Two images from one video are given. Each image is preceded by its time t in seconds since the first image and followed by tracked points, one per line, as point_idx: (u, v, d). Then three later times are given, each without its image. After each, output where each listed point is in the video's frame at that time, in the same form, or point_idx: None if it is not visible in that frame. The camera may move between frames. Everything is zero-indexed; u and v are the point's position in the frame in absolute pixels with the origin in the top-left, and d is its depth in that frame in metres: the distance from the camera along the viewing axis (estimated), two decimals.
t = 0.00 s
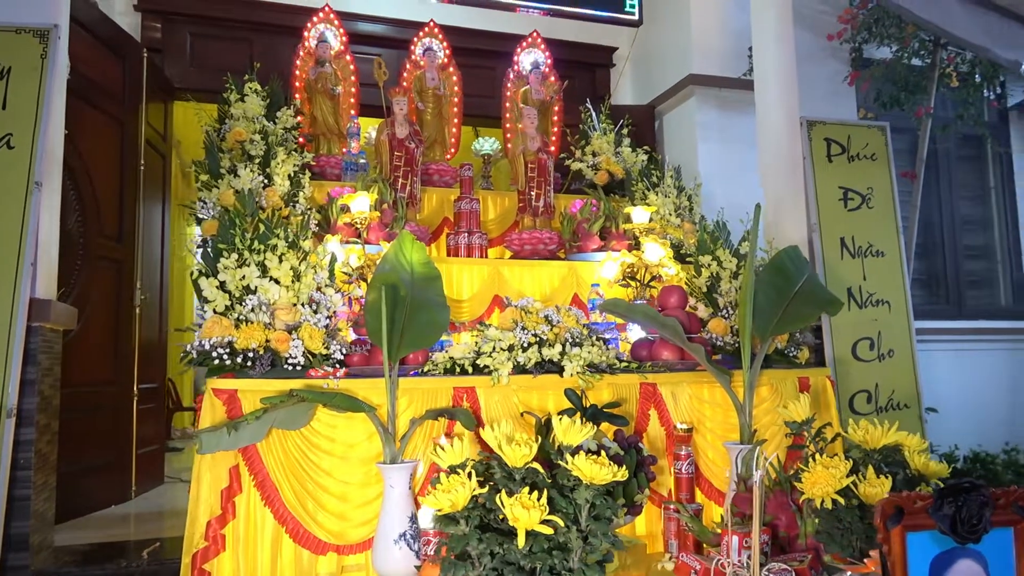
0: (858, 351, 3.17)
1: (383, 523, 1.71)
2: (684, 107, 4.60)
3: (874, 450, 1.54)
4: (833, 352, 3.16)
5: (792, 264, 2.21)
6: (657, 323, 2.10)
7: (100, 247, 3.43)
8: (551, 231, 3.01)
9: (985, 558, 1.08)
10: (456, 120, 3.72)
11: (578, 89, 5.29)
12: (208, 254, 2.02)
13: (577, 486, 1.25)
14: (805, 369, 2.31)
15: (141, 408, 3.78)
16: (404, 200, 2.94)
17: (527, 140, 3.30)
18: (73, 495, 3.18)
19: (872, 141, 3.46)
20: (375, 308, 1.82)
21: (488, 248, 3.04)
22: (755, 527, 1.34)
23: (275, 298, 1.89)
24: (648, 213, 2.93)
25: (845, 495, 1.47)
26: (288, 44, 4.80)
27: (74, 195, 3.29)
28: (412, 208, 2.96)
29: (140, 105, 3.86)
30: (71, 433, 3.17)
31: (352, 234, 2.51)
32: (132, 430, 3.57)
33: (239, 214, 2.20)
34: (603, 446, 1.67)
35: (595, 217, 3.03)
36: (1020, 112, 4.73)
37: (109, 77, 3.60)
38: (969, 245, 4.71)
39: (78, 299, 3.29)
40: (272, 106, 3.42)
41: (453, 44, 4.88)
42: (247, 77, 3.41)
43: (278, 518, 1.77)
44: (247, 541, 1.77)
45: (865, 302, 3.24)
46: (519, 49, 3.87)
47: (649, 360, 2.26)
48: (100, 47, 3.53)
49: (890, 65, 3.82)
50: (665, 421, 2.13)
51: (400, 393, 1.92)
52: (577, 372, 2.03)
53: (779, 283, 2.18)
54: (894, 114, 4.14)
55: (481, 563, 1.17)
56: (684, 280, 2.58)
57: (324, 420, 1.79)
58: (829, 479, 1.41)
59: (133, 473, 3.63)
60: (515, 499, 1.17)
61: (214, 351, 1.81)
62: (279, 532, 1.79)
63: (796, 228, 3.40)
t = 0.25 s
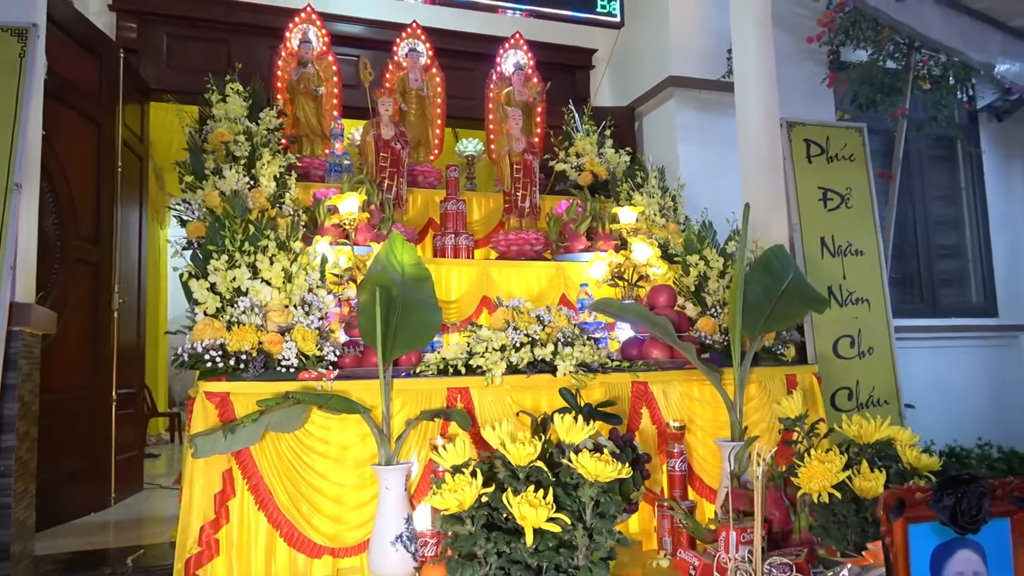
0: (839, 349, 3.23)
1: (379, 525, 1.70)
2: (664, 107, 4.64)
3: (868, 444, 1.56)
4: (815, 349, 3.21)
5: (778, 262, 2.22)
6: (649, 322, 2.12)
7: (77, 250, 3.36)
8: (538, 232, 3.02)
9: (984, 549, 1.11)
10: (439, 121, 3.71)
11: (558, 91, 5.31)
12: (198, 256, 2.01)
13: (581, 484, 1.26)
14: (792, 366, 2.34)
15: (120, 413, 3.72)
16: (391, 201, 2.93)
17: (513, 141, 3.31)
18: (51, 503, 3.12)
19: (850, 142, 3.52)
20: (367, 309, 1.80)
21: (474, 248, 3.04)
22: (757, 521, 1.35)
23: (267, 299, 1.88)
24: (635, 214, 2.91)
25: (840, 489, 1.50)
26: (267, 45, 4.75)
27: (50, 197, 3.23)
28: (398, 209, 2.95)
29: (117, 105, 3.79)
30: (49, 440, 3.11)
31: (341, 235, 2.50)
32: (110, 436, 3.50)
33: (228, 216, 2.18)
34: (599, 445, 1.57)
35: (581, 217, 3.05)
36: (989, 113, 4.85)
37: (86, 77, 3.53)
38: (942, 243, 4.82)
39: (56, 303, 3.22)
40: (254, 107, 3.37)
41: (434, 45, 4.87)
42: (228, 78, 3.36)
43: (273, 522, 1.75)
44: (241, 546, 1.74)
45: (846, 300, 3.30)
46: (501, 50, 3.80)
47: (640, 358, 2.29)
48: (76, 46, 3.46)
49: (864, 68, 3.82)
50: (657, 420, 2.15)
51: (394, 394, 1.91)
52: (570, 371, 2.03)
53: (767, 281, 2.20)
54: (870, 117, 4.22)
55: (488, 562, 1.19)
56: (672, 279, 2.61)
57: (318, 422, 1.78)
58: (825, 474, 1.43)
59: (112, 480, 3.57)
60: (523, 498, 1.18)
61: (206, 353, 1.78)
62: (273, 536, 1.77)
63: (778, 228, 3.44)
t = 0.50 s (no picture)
0: (830, 346, 3.25)
1: (375, 526, 1.68)
2: (653, 105, 4.64)
3: (868, 441, 1.57)
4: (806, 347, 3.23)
5: (773, 259, 2.24)
6: (645, 320, 2.11)
7: (61, 248, 3.31)
8: (530, 230, 3.01)
9: (989, 545, 1.11)
10: (429, 119, 3.69)
11: (546, 88, 5.29)
12: (190, 254, 1.99)
13: (585, 483, 1.25)
14: (787, 364, 2.33)
15: (105, 414, 3.66)
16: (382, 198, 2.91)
17: (504, 138, 3.30)
18: (35, 506, 3.07)
19: (839, 141, 3.54)
20: (362, 309, 1.77)
21: (466, 246, 3.02)
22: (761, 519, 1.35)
23: (261, 298, 1.86)
24: (629, 212, 2.80)
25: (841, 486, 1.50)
26: (252, 41, 4.68)
27: (33, 195, 3.17)
28: (390, 207, 2.93)
29: (100, 101, 3.73)
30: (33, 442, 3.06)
31: (332, 233, 2.46)
32: (95, 438, 3.45)
33: (220, 214, 2.15)
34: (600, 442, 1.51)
35: (574, 215, 3.05)
36: (972, 112, 4.90)
37: (69, 73, 3.47)
38: (927, 241, 4.86)
39: (39, 302, 3.17)
40: (243, 104, 3.31)
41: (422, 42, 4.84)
42: (215, 74, 3.32)
43: (268, 524, 1.73)
44: (235, 549, 1.73)
45: (836, 298, 3.32)
46: (492, 48, 3.81)
47: (635, 356, 2.28)
48: (59, 41, 3.40)
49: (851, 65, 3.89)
50: (653, 418, 2.14)
51: (390, 394, 1.89)
52: (566, 369, 2.02)
53: (762, 278, 2.21)
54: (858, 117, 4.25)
55: (494, 563, 1.18)
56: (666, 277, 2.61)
57: (313, 422, 1.76)
58: (827, 472, 1.44)
59: (97, 481, 3.51)
60: (528, 499, 1.16)
61: (200, 353, 1.76)
62: (268, 538, 1.75)
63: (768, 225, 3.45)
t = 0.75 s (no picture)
0: (823, 349, 3.24)
1: (369, 530, 1.63)
2: (646, 106, 4.63)
3: (870, 444, 1.56)
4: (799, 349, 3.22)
5: (770, 261, 2.21)
6: (641, 321, 2.07)
7: (45, 245, 3.24)
8: (524, 229, 2.98)
9: (999, 551, 1.10)
10: (422, 116, 3.65)
11: (539, 88, 5.26)
12: (180, 251, 1.95)
13: (587, 487, 1.22)
14: (783, 366, 2.32)
15: (90, 414, 3.60)
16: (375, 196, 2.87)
17: (498, 137, 3.27)
18: (18, 508, 3.00)
19: (833, 143, 3.54)
20: (355, 308, 1.72)
21: (460, 245, 2.99)
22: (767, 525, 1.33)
23: (252, 296, 1.83)
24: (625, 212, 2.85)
25: (843, 490, 1.49)
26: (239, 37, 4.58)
27: (18, 190, 3.11)
28: (383, 205, 2.89)
29: (87, 96, 3.66)
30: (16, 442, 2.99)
31: (325, 230, 2.42)
32: (79, 438, 3.38)
33: (210, 209, 2.10)
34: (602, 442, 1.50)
35: (568, 215, 3.02)
36: (962, 117, 4.92)
37: (55, 66, 3.40)
38: (917, 244, 4.86)
39: (23, 299, 3.10)
40: (233, 99, 3.24)
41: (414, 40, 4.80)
42: (205, 68, 3.26)
43: (259, 527, 1.69)
44: (224, 552, 1.68)
45: (829, 300, 3.32)
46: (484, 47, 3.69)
47: (631, 358, 2.26)
48: (44, 34, 3.34)
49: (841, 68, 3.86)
50: (650, 421, 2.11)
51: (385, 394, 1.85)
52: (563, 370, 1.99)
53: (759, 279, 2.19)
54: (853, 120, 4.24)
55: (495, 569, 1.15)
56: (662, 277, 2.60)
57: (306, 423, 1.71)
58: (830, 476, 1.42)
59: (81, 482, 3.45)
60: (531, 504, 1.13)
61: (190, 352, 1.73)
62: (259, 542, 1.70)
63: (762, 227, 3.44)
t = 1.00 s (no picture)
0: (820, 351, 3.22)
1: (364, 536, 1.57)
2: (641, 106, 4.60)
3: (880, 449, 1.53)
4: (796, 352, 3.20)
5: (772, 261, 2.17)
6: (643, 322, 2.01)
7: (30, 242, 3.17)
8: (521, 228, 2.93)
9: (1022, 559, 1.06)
10: (417, 114, 3.59)
11: (534, 87, 5.21)
12: (170, 247, 1.89)
13: (595, 493, 1.17)
14: (786, 368, 2.28)
15: (75, 416, 3.52)
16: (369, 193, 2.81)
17: (495, 135, 3.22)
18: None
19: (831, 144, 3.52)
20: (350, 306, 1.66)
21: (455, 245, 2.94)
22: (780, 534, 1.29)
23: (244, 293, 1.77)
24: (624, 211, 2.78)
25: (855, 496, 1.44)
26: (231, 33, 4.50)
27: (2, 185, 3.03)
28: (377, 202, 2.83)
29: (75, 91, 3.58)
30: None
31: (318, 227, 2.36)
32: (63, 440, 3.30)
33: (201, 204, 2.04)
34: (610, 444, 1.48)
35: (566, 214, 2.98)
36: (956, 120, 4.91)
37: (42, 60, 3.33)
38: (911, 248, 4.84)
39: (7, 298, 3.03)
40: (224, 93, 3.19)
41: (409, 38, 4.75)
42: (196, 63, 3.19)
43: (249, 534, 1.63)
44: (213, 559, 1.63)
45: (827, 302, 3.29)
46: (480, 44, 3.60)
47: (632, 359, 2.21)
48: (31, 26, 3.26)
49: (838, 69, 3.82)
50: (651, 424, 2.06)
51: (380, 396, 1.80)
52: (563, 372, 1.94)
53: (761, 280, 2.14)
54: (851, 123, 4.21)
55: None
56: (662, 277, 2.55)
57: (298, 426, 1.66)
58: (842, 480, 1.37)
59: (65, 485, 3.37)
60: (537, 510, 1.09)
61: (179, 351, 1.67)
62: (249, 549, 1.64)
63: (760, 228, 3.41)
